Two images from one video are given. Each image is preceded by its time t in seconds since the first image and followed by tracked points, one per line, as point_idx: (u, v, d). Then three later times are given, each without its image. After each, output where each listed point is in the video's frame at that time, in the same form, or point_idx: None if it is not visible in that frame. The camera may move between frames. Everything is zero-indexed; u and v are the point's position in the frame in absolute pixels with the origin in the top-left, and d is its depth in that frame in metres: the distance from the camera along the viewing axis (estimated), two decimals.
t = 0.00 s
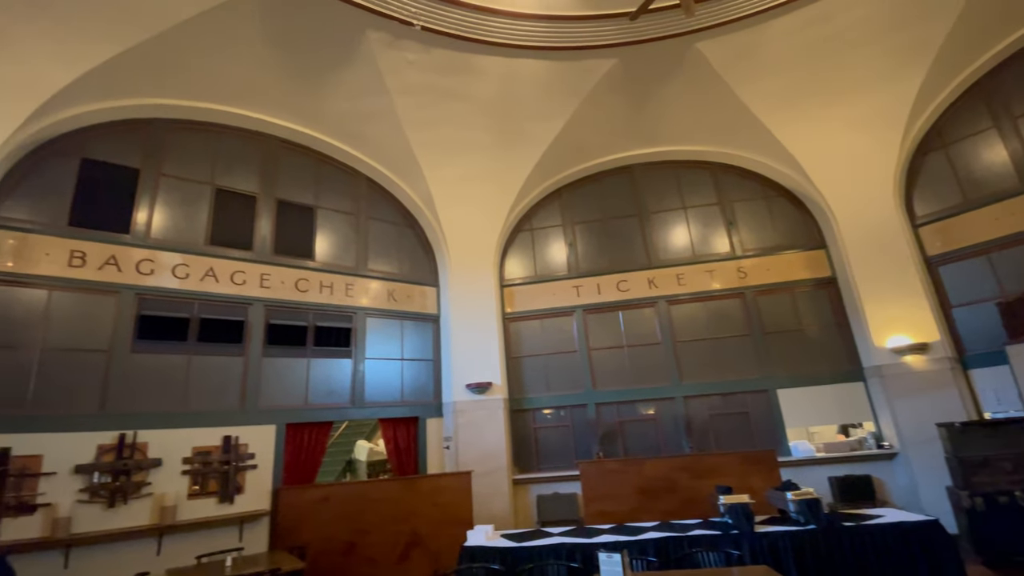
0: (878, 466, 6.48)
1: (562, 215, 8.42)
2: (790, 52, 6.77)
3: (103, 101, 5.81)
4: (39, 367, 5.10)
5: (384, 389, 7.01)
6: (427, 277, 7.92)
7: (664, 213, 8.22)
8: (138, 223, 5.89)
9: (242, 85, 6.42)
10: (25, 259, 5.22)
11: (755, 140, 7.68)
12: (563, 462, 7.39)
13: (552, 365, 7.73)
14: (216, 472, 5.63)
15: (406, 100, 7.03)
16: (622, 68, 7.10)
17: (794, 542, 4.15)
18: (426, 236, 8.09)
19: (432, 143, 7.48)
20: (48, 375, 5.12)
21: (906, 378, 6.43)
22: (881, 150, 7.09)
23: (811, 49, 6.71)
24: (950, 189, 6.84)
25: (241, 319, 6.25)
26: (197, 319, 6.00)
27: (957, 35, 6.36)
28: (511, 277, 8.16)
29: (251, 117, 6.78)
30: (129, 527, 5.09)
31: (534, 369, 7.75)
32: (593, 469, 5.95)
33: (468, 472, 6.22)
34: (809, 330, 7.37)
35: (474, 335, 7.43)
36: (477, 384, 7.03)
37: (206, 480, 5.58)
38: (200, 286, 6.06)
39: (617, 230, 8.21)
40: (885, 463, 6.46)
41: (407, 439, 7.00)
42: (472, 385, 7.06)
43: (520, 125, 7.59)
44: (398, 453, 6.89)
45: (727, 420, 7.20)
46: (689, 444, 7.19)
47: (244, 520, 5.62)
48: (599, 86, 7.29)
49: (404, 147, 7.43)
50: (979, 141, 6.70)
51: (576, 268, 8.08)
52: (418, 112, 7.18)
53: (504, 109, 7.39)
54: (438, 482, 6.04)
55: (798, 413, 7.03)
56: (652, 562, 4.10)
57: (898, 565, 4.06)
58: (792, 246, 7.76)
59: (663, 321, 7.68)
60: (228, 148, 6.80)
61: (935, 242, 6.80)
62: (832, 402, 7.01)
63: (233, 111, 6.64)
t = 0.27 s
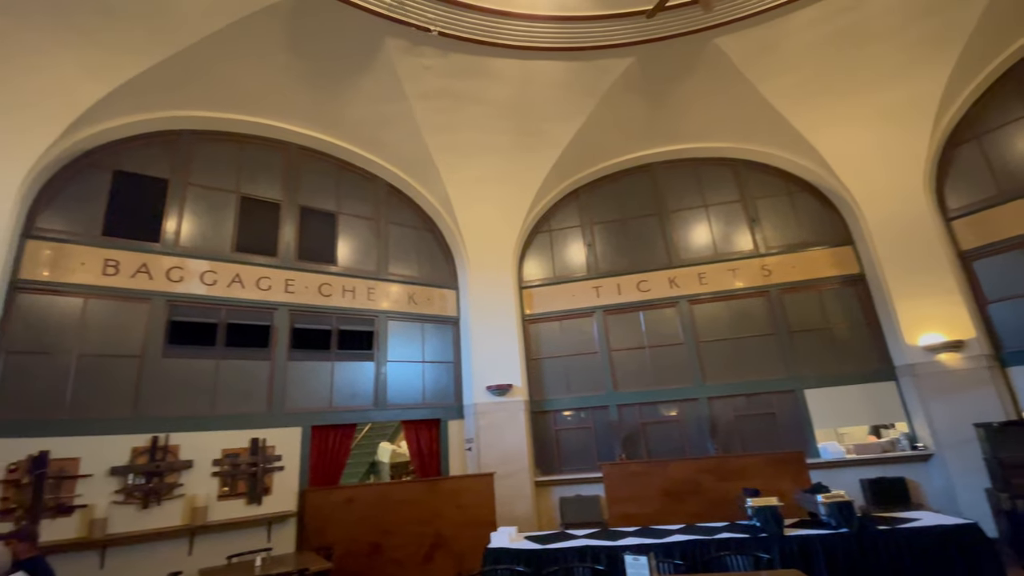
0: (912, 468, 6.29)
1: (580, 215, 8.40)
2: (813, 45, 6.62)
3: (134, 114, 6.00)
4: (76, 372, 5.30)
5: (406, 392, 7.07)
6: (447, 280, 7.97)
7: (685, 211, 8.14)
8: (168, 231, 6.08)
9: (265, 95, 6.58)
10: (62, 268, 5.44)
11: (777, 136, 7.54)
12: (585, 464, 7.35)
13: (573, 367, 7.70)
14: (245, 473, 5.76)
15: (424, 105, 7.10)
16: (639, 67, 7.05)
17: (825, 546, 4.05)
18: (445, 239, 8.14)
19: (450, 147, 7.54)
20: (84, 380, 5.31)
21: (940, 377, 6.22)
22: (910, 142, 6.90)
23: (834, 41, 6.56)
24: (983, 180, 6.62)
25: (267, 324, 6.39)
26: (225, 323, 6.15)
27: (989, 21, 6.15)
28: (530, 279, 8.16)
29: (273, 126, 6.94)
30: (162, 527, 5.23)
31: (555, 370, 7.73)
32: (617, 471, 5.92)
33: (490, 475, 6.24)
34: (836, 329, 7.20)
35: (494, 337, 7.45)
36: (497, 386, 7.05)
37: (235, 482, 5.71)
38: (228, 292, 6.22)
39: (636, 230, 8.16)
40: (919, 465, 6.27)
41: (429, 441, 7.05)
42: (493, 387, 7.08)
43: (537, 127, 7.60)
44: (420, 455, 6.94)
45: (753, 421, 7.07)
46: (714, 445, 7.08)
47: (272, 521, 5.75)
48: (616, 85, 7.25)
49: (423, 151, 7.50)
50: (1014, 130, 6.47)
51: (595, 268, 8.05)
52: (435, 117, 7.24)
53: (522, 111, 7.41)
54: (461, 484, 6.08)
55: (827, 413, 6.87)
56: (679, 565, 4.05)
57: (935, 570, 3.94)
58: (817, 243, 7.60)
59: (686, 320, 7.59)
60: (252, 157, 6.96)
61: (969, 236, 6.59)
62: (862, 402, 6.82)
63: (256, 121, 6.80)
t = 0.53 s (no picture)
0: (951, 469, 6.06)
1: (601, 213, 8.36)
2: (840, 33, 6.42)
3: (164, 124, 6.20)
4: (114, 374, 5.50)
5: (429, 392, 7.14)
6: (469, 281, 8.01)
7: (708, 207, 8.03)
8: (199, 237, 6.27)
9: (290, 102, 6.72)
10: (100, 274, 5.66)
11: (803, 127, 7.38)
12: (609, 464, 7.29)
13: (596, 366, 7.66)
14: (275, 472, 5.91)
15: (443, 107, 7.15)
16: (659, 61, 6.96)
17: (860, 549, 3.94)
18: (466, 240, 8.18)
19: (470, 148, 7.57)
20: (122, 382, 5.51)
21: (981, 375, 5.98)
22: (944, 131, 6.65)
23: (863, 28, 6.33)
24: None
25: (294, 326, 6.52)
26: (254, 326, 6.31)
27: None
28: (551, 278, 8.14)
29: (297, 132, 7.08)
30: (196, 524, 5.40)
31: (577, 370, 7.70)
32: (642, 472, 5.89)
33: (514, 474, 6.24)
34: (869, 325, 7.00)
35: (516, 337, 7.45)
36: (520, 386, 7.06)
37: (265, 480, 5.86)
38: (256, 295, 6.38)
39: (658, 227, 8.08)
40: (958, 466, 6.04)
41: (453, 440, 7.10)
42: (515, 387, 7.09)
43: (556, 125, 7.58)
44: (445, 454, 7.00)
45: (782, 421, 6.92)
46: (742, 446, 6.95)
47: (302, 519, 5.87)
48: (636, 81, 7.18)
49: (443, 153, 7.56)
50: None
51: (617, 266, 7.99)
52: (455, 118, 7.29)
53: (541, 111, 7.40)
54: (486, 484, 6.10)
55: (859, 412, 6.67)
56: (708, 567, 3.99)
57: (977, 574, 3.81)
58: (847, 237, 7.41)
59: (711, 318, 7.48)
60: (278, 162, 7.13)
61: (1009, 228, 6.34)
62: (897, 400, 6.60)
63: (281, 127, 6.95)
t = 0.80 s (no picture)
0: (1002, 470, 5.83)
1: (627, 210, 8.27)
2: (878, 16, 6.14)
3: (199, 133, 6.41)
4: (156, 373, 5.74)
5: (457, 390, 7.20)
6: (494, 280, 8.04)
7: (738, 201, 7.85)
8: (233, 241, 6.48)
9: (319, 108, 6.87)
10: (141, 279, 5.91)
11: (839, 116, 7.13)
12: (639, 463, 7.20)
13: (624, 365, 7.58)
14: (308, 469, 6.06)
15: (467, 107, 7.18)
16: (686, 53, 6.82)
17: (905, 554, 3.79)
18: (490, 239, 8.21)
19: (494, 147, 7.59)
20: (163, 381, 5.74)
21: None
22: (992, 115, 6.33)
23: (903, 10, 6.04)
24: None
25: (325, 326, 6.67)
26: (287, 326, 6.48)
27: None
28: (577, 276, 8.10)
29: (325, 137, 7.23)
30: (234, 519, 5.59)
31: (604, 368, 7.63)
32: (673, 472, 5.79)
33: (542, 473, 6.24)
34: (911, 320, 6.75)
35: (543, 336, 7.44)
36: (546, 385, 7.04)
37: (300, 476, 6.01)
38: (289, 296, 6.55)
39: (687, 223, 7.94)
40: (1009, 467, 5.80)
41: (481, 438, 7.14)
42: (541, 386, 7.08)
43: (581, 122, 7.52)
44: (472, 452, 7.05)
45: (818, 420, 6.71)
46: (777, 445, 6.77)
47: (335, 515, 6.01)
48: (662, 74, 7.06)
49: (467, 153, 7.59)
50: None
51: (644, 263, 7.89)
52: (478, 118, 7.31)
53: (565, 108, 7.36)
54: (514, 482, 6.12)
55: (902, 411, 6.42)
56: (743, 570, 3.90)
57: None
58: (886, 229, 7.15)
59: (742, 315, 7.30)
60: (307, 167, 7.29)
61: None
62: (943, 399, 6.36)
63: (310, 132, 7.11)
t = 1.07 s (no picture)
0: None
1: (656, 207, 8.14)
2: None
3: (234, 143, 6.63)
4: (198, 374, 5.97)
5: (485, 391, 7.23)
6: (521, 280, 8.04)
7: (774, 195, 7.62)
8: (269, 246, 6.69)
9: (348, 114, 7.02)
10: (184, 284, 6.17)
11: (880, 104, 6.84)
12: (671, 465, 7.06)
13: (655, 365, 7.45)
14: (342, 467, 6.19)
15: (492, 108, 7.20)
16: (716, 45, 6.65)
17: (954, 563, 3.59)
18: (517, 240, 8.21)
19: (520, 147, 7.59)
20: (204, 382, 5.97)
21: None
22: None
23: None
24: None
25: (356, 328, 6.81)
26: (320, 328, 6.64)
27: None
28: (605, 276, 8.01)
29: (354, 143, 7.37)
30: (272, 515, 5.76)
31: (635, 368, 7.52)
32: (707, 475, 5.63)
33: (572, 473, 6.21)
34: (962, 317, 6.43)
35: (571, 336, 7.39)
36: (575, 386, 6.99)
37: (334, 475, 6.15)
38: (322, 299, 6.71)
39: (719, 219, 7.76)
40: None
41: (510, 438, 7.14)
42: (570, 387, 7.02)
43: (608, 120, 7.43)
44: (502, 453, 7.06)
45: (861, 423, 6.44)
46: (817, 448, 6.52)
47: (368, 512, 6.13)
48: (691, 68, 6.91)
49: (494, 154, 7.61)
50: None
51: (675, 261, 7.75)
52: (504, 119, 7.32)
53: (591, 106, 7.29)
54: (543, 483, 6.10)
55: (951, 413, 6.11)
56: None
57: None
58: (933, 222, 6.83)
59: (779, 313, 7.07)
60: (338, 172, 7.46)
61: None
62: (994, 399, 5.99)
63: (340, 139, 7.27)
